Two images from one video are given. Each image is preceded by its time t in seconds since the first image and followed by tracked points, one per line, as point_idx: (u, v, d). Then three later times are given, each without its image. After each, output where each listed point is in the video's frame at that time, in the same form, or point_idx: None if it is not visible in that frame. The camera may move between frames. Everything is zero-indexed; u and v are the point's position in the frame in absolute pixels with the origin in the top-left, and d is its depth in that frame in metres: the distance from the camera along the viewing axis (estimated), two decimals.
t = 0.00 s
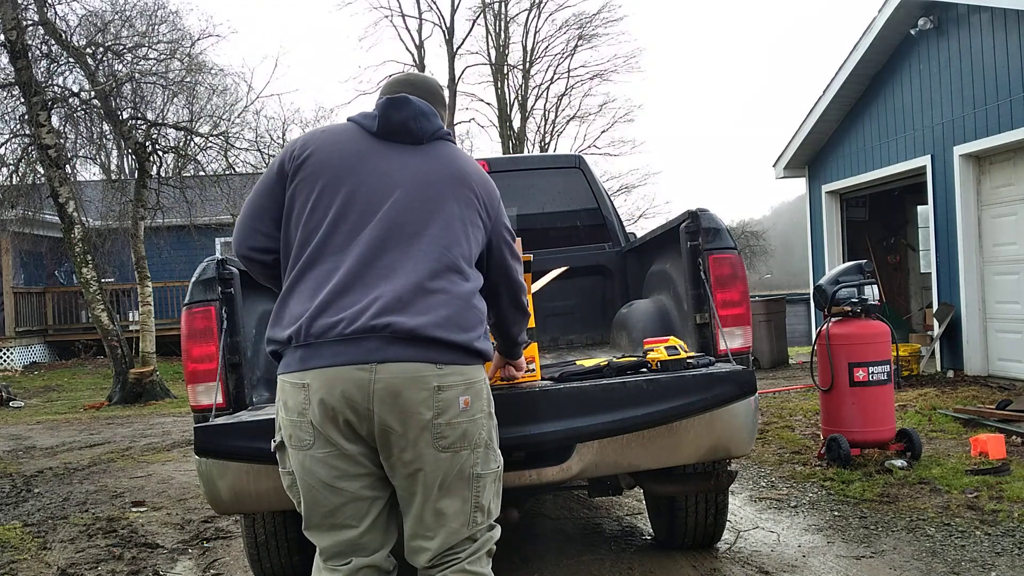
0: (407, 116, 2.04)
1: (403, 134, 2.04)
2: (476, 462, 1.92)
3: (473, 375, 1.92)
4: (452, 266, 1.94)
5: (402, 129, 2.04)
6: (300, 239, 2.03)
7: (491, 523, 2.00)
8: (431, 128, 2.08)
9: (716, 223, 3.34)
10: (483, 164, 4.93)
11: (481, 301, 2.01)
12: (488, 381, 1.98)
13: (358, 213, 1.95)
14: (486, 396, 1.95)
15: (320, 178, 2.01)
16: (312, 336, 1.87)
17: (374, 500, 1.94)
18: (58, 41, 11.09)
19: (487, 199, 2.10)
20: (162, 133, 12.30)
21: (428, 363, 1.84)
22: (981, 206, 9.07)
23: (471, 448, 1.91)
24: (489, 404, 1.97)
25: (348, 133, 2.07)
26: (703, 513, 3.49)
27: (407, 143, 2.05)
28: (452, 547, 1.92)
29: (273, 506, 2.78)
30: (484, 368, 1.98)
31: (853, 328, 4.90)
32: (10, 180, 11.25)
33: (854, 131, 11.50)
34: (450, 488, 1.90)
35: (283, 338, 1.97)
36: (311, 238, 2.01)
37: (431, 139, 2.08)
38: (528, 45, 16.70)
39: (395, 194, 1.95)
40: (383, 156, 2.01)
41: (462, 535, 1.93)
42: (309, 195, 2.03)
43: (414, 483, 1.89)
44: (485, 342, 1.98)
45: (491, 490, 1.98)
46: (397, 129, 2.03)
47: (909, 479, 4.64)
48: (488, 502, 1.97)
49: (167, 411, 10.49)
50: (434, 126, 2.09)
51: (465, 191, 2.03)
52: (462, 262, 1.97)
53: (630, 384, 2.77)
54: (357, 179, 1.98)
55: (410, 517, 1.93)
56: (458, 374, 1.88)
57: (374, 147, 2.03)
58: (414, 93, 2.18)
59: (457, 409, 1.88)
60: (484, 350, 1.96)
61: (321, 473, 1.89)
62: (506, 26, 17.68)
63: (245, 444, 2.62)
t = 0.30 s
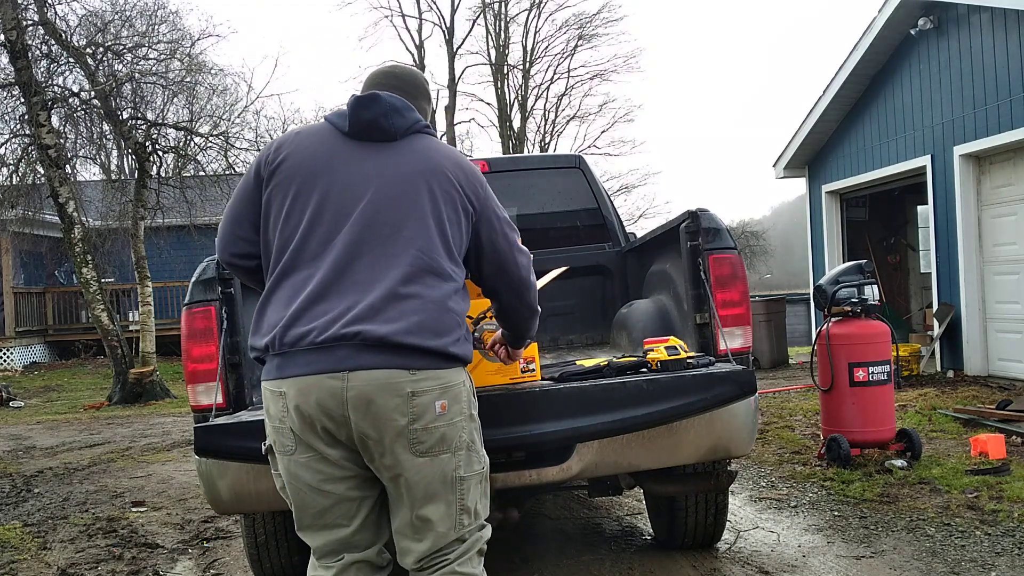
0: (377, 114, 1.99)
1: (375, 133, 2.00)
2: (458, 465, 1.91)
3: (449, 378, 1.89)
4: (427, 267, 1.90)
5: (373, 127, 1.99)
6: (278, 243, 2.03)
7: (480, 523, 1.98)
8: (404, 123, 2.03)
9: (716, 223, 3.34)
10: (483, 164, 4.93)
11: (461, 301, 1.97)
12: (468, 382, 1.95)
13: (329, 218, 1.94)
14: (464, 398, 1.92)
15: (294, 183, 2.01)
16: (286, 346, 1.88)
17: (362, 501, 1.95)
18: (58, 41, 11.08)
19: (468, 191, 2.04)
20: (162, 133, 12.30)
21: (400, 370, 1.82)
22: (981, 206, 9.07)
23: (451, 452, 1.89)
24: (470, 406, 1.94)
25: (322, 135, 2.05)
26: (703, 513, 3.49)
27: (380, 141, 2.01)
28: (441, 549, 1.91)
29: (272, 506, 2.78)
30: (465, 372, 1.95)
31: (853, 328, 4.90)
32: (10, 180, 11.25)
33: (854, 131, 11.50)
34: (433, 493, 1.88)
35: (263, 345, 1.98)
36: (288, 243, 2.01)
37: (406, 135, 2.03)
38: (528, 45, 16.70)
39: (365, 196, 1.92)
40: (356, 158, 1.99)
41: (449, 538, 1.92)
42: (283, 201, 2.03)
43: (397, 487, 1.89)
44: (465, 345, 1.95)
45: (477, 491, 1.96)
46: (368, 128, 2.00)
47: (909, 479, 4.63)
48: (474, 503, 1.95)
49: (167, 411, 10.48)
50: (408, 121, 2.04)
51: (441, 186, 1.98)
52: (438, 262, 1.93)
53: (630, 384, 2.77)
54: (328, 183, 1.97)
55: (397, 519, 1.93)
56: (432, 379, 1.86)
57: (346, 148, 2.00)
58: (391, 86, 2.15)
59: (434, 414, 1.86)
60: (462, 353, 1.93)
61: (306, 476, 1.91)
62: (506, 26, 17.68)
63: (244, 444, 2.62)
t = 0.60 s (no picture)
0: (313, 113, 1.97)
1: (317, 131, 1.98)
2: (415, 471, 1.84)
3: (389, 387, 1.82)
4: (359, 270, 1.84)
5: (313, 126, 1.98)
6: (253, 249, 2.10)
7: (455, 525, 1.91)
8: (346, 115, 1.98)
9: (716, 224, 3.34)
10: (483, 164, 4.93)
11: (406, 299, 1.88)
12: (422, 387, 1.86)
13: (277, 225, 1.97)
14: (411, 405, 1.83)
15: (256, 193, 2.07)
16: (243, 354, 1.95)
17: (342, 503, 1.96)
18: (58, 41, 11.07)
19: (412, 178, 1.93)
20: (162, 133, 12.30)
21: (333, 381, 1.80)
22: (981, 206, 9.07)
23: (402, 459, 1.83)
24: (424, 411, 1.85)
25: (281, 139, 2.08)
26: (703, 513, 3.49)
27: (324, 138, 1.98)
28: (413, 552, 1.87)
29: (272, 506, 2.77)
30: (417, 376, 1.86)
31: (853, 328, 4.90)
32: (10, 180, 11.27)
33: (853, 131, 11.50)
34: (391, 502, 1.85)
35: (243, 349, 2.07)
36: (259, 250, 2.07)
37: (350, 125, 1.98)
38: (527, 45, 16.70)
39: (301, 200, 1.93)
40: (299, 162, 1.99)
41: (414, 542, 1.87)
42: (250, 209, 2.10)
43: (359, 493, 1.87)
44: (416, 349, 1.86)
45: (442, 496, 1.88)
46: (307, 127, 1.98)
47: (909, 479, 4.64)
48: (441, 507, 1.88)
49: (167, 411, 10.49)
50: (351, 113, 1.99)
51: (378, 179, 1.90)
52: (372, 260, 1.86)
53: (630, 384, 2.77)
54: (277, 188, 2.01)
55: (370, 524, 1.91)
56: (368, 389, 1.80)
57: (294, 151, 2.02)
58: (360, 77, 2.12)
59: (374, 424, 1.80)
60: (406, 359, 1.83)
61: (287, 478, 1.97)
62: (506, 26, 17.68)
63: (244, 444, 2.62)
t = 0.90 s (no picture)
0: (264, 116, 2.05)
1: (272, 132, 2.05)
2: (344, 480, 1.85)
3: (312, 390, 1.84)
4: (289, 276, 1.90)
5: (268, 129, 2.05)
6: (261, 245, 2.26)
7: (387, 547, 1.86)
8: (293, 113, 2.02)
9: (716, 223, 3.33)
10: (483, 164, 4.92)
11: (335, 302, 1.86)
12: (351, 393, 1.84)
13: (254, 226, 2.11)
14: (334, 410, 1.83)
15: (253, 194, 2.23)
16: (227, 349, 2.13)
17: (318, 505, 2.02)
18: (58, 41, 11.02)
19: (337, 175, 1.89)
20: (162, 133, 12.29)
21: (265, 383, 1.89)
22: (981, 206, 9.07)
23: (329, 466, 1.84)
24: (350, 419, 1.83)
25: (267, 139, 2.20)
26: (703, 513, 3.48)
27: (281, 139, 2.05)
28: (345, 564, 1.89)
29: (272, 506, 2.76)
30: (346, 379, 1.84)
31: (853, 329, 4.90)
32: (10, 179, 11.27)
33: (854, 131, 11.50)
34: (325, 509, 1.90)
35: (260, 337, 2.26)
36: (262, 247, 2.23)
37: (298, 122, 2.01)
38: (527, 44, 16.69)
39: (260, 205, 2.04)
40: (265, 165, 2.09)
41: (346, 554, 1.88)
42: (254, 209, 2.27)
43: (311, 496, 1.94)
44: (338, 351, 1.84)
45: (370, 513, 1.85)
46: (265, 130, 2.06)
47: (909, 479, 4.63)
48: (369, 523, 1.85)
49: (167, 411, 10.49)
50: (297, 111, 2.01)
51: (307, 181, 1.91)
52: (300, 266, 1.89)
53: (630, 384, 2.76)
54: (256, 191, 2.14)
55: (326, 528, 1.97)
56: (293, 392, 1.85)
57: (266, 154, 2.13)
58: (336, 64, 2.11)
59: (299, 429, 1.85)
60: (326, 361, 1.83)
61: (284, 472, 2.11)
62: (505, 26, 17.67)
63: (244, 444, 2.61)
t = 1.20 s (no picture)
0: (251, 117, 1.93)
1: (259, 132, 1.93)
2: (282, 500, 1.66)
3: (256, 404, 1.67)
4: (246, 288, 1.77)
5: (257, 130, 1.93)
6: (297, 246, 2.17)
7: None
8: (266, 111, 1.86)
9: (716, 223, 3.32)
10: (482, 164, 4.91)
11: (275, 313, 1.67)
12: (289, 409, 1.64)
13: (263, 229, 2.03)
14: (272, 424, 1.65)
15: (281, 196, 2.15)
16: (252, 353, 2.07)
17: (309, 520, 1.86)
18: (57, 40, 10.99)
19: (270, 175, 1.68)
20: (162, 133, 12.30)
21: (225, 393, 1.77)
22: (981, 206, 9.07)
23: (269, 482, 1.67)
24: (289, 436, 1.64)
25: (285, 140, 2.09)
26: (703, 513, 3.48)
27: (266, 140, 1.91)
28: None
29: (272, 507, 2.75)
30: (286, 396, 1.64)
31: (853, 328, 4.89)
32: (10, 180, 11.28)
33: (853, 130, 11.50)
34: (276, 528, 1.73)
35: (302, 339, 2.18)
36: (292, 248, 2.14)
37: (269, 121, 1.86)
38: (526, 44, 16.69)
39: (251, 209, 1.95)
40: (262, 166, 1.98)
41: None
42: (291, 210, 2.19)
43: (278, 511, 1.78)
44: (277, 368, 1.65)
45: (297, 540, 1.64)
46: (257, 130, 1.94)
47: (910, 479, 4.63)
48: (295, 552, 1.64)
49: (167, 411, 10.50)
50: (268, 109, 1.85)
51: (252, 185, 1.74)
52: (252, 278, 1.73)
53: (630, 383, 2.75)
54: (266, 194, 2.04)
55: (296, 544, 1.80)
56: (241, 404, 1.70)
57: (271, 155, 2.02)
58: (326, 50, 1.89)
59: (248, 440, 1.70)
60: (266, 377, 1.66)
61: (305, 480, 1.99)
62: (505, 26, 17.68)
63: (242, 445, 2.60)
